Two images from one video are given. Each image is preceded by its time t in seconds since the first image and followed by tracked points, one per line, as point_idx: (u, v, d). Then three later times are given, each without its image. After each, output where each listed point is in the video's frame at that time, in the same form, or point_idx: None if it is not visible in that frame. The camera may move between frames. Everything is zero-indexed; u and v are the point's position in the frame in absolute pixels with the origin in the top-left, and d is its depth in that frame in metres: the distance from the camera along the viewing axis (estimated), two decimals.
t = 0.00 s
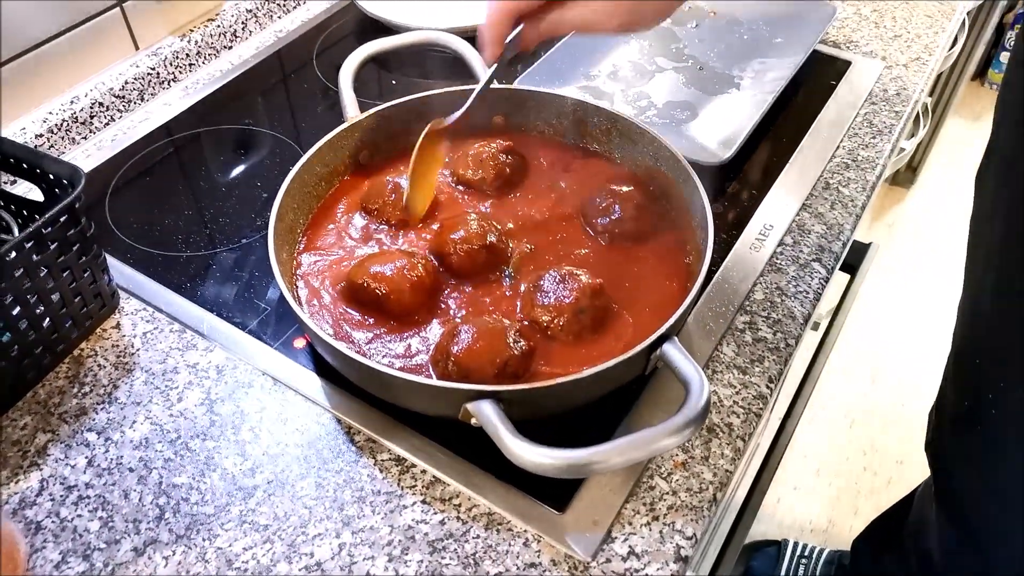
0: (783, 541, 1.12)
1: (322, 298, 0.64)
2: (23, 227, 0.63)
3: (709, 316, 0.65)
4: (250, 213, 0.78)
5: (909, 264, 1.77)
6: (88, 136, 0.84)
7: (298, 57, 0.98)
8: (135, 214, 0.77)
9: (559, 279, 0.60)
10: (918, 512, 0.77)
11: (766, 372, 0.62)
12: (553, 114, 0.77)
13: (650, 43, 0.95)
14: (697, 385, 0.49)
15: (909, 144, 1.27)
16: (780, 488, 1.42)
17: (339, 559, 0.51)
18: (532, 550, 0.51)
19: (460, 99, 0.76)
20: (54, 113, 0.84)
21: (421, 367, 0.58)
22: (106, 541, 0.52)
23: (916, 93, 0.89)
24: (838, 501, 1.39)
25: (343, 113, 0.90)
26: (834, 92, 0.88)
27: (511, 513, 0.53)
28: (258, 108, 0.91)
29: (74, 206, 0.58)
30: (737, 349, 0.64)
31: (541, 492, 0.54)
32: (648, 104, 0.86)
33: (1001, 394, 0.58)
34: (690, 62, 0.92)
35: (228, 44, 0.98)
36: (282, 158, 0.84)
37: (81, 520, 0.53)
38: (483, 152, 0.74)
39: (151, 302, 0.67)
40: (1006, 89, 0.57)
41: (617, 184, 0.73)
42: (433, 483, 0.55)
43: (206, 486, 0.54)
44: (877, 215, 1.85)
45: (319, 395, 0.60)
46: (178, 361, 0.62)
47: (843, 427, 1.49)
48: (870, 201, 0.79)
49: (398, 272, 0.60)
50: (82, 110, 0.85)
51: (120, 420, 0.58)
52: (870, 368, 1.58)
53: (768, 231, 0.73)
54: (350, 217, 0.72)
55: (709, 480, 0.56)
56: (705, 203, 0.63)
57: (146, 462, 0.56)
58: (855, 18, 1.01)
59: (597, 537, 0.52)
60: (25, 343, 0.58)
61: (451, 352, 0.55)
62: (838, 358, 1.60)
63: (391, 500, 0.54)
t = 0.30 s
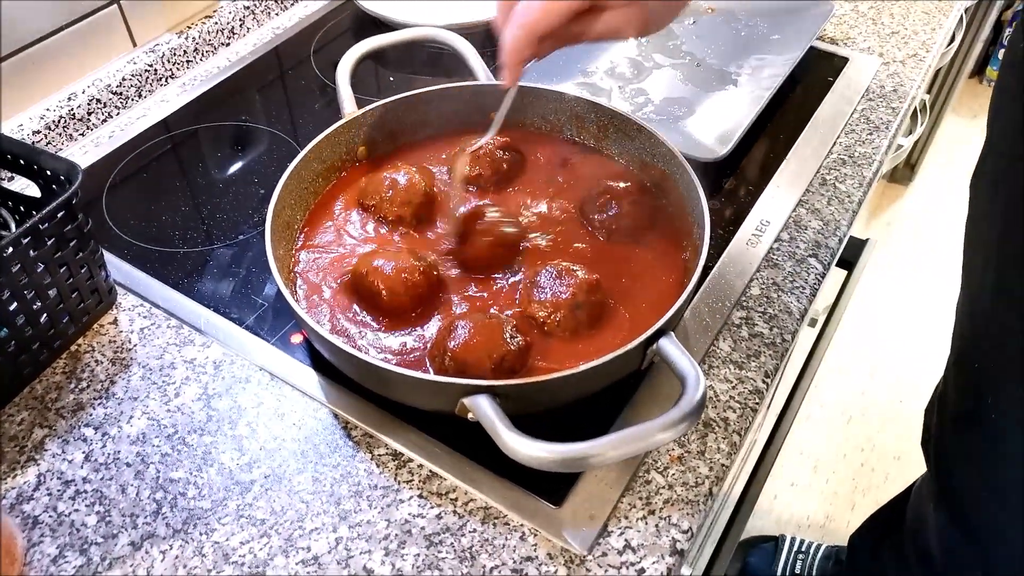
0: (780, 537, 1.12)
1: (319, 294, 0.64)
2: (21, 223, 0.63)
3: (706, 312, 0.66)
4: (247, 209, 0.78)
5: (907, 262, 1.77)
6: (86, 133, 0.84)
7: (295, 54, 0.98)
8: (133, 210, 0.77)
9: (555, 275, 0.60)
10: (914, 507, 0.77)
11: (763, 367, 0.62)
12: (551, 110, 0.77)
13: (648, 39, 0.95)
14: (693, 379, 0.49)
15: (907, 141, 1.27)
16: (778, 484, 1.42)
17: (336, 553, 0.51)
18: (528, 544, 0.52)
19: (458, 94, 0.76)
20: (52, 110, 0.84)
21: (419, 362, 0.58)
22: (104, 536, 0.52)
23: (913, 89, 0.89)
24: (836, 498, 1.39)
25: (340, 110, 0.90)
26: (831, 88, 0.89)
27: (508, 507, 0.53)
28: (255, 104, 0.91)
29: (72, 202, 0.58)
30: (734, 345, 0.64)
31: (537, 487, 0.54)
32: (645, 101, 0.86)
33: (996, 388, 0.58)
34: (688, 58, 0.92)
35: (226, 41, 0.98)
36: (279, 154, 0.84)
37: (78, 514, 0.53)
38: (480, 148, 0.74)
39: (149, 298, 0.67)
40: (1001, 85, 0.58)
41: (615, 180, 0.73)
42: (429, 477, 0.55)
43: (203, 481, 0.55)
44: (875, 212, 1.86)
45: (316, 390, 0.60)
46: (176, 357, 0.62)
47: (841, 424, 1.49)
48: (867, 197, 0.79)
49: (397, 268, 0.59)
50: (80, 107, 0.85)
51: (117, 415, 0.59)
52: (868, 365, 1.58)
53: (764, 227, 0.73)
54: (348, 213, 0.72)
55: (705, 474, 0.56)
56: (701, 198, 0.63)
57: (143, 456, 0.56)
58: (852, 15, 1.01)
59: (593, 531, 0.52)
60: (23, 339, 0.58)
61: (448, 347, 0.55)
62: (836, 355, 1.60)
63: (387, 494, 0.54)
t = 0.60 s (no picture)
0: (784, 542, 1.12)
1: (322, 301, 0.64)
2: (28, 234, 0.64)
3: (706, 317, 0.66)
4: (251, 218, 0.79)
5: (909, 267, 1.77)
6: (91, 144, 0.86)
7: (298, 64, 0.99)
8: (138, 220, 0.78)
9: (556, 281, 0.60)
10: (917, 510, 0.78)
11: (763, 371, 0.63)
12: (550, 118, 0.78)
13: (648, 47, 0.96)
14: (692, 383, 0.50)
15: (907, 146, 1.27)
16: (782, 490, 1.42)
17: (340, 558, 0.51)
18: (531, 548, 0.52)
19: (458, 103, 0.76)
20: (58, 121, 0.84)
21: (421, 368, 0.58)
22: (110, 542, 0.52)
23: (911, 94, 0.90)
24: (840, 503, 1.39)
25: (343, 119, 0.91)
26: (829, 94, 0.89)
27: (510, 512, 0.53)
28: (259, 115, 0.92)
29: (78, 212, 0.59)
30: (733, 349, 0.64)
31: (539, 491, 0.54)
32: (645, 108, 0.87)
33: (993, 389, 0.58)
34: (687, 66, 0.92)
35: (230, 52, 0.99)
36: (283, 163, 0.85)
37: (85, 521, 0.53)
38: (481, 156, 0.74)
39: (154, 306, 0.68)
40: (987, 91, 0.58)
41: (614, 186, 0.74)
42: (432, 483, 0.55)
43: (208, 487, 0.55)
44: (876, 217, 1.86)
45: (319, 396, 0.60)
46: (181, 364, 0.63)
47: (845, 428, 1.49)
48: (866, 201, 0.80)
49: (398, 275, 0.60)
50: (86, 118, 0.85)
51: (123, 422, 0.59)
52: (871, 370, 1.58)
53: (764, 232, 0.73)
54: (351, 222, 0.72)
55: (706, 478, 0.56)
56: (700, 204, 0.64)
57: (149, 463, 0.57)
58: (850, 21, 1.02)
59: (595, 535, 0.52)
60: (30, 348, 0.59)
61: (449, 353, 0.55)
62: (840, 360, 1.60)
63: (391, 500, 0.55)
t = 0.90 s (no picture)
0: (785, 544, 1.12)
1: (323, 305, 0.65)
2: (30, 238, 0.64)
3: (704, 319, 0.66)
4: (252, 222, 0.79)
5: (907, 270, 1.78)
6: (92, 149, 0.86)
7: (298, 70, 0.99)
8: (139, 224, 0.79)
9: (554, 284, 0.61)
10: (919, 513, 0.78)
11: (760, 373, 0.63)
12: (549, 121, 0.78)
13: (645, 51, 0.96)
14: (689, 385, 0.50)
15: (904, 149, 1.28)
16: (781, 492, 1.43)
17: (341, 560, 0.52)
18: (530, 549, 0.52)
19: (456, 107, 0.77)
20: (58, 127, 0.84)
21: (421, 370, 0.59)
22: (113, 545, 0.53)
23: (907, 98, 0.90)
24: (839, 505, 1.39)
25: (343, 124, 0.91)
26: (825, 98, 0.90)
27: (510, 513, 0.54)
28: (259, 120, 0.92)
29: (80, 217, 0.59)
30: (731, 351, 0.65)
31: (539, 493, 0.55)
32: (642, 112, 0.88)
33: (988, 390, 0.59)
34: (684, 70, 0.93)
35: (230, 57, 1.00)
36: (283, 168, 0.86)
37: (87, 524, 0.54)
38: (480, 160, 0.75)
39: (154, 310, 0.68)
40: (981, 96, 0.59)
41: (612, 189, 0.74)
42: (432, 484, 0.56)
43: (210, 490, 0.56)
44: (874, 220, 1.87)
45: (320, 399, 0.61)
46: (182, 368, 0.64)
47: (844, 430, 1.50)
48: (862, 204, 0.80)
49: (398, 279, 0.60)
50: (87, 123, 0.85)
51: (125, 425, 0.60)
52: (870, 372, 1.59)
53: (761, 235, 0.74)
54: (351, 226, 0.73)
55: (704, 479, 0.56)
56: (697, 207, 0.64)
57: (151, 466, 0.57)
58: (846, 25, 1.03)
59: (594, 536, 0.53)
60: (32, 352, 0.59)
61: (449, 356, 0.56)
62: (839, 362, 1.61)
63: (391, 502, 0.55)
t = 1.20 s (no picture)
0: (791, 548, 1.12)
1: (332, 307, 0.65)
2: (43, 242, 0.65)
3: (711, 321, 0.67)
4: (262, 225, 0.80)
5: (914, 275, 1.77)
6: (103, 153, 0.87)
7: (307, 75, 1.00)
8: (150, 228, 0.79)
9: (562, 286, 0.61)
10: (921, 516, 0.78)
11: (767, 375, 0.63)
12: (556, 125, 0.79)
13: (652, 56, 0.97)
14: (697, 386, 0.50)
15: (911, 153, 1.28)
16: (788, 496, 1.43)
17: (350, 559, 0.52)
18: (538, 549, 0.53)
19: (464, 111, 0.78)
20: (71, 131, 0.85)
21: (429, 372, 0.59)
22: (124, 544, 0.53)
23: (913, 102, 0.90)
24: (847, 509, 1.39)
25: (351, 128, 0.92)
26: (832, 102, 0.90)
27: (518, 514, 0.54)
28: (268, 124, 0.93)
29: (93, 220, 0.60)
30: (738, 353, 0.65)
31: (547, 493, 0.55)
32: (649, 116, 0.88)
33: (991, 394, 0.59)
34: (690, 75, 0.94)
35: (240, 63, 1.01)
36: (292, 172, 0.86)
37: (100, 523, 0.54)
38: (488, 163, 0.75)
39: (165, 312, 0.69)
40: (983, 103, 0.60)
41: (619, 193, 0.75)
42: (441, 485, 0.56)
43: (221, 490, 0.56)
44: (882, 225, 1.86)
45: (329, 401, 0.61)
46: (193, 370, 0.64)
47: (852, 435, 1.50)
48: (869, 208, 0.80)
49: (407, 282, 0.61)
50: (99, 128, 0.86)
51: (136, 426, 0.60)
52: (877, 376, 1.59)
53: (767, 238, 0.74)
54: (360, 229, 0.73)
55: (711, 480, 0.57)
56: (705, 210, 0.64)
57: (162, 467, 0.57)
58: (852, 30, 1.03)
59: (602, 536, 0.53)
60: (45, 353, 0.60)
61: (457, 357, 0.56)
62: (846, 367, 1.60)
63: (400, 502, 0.55)
